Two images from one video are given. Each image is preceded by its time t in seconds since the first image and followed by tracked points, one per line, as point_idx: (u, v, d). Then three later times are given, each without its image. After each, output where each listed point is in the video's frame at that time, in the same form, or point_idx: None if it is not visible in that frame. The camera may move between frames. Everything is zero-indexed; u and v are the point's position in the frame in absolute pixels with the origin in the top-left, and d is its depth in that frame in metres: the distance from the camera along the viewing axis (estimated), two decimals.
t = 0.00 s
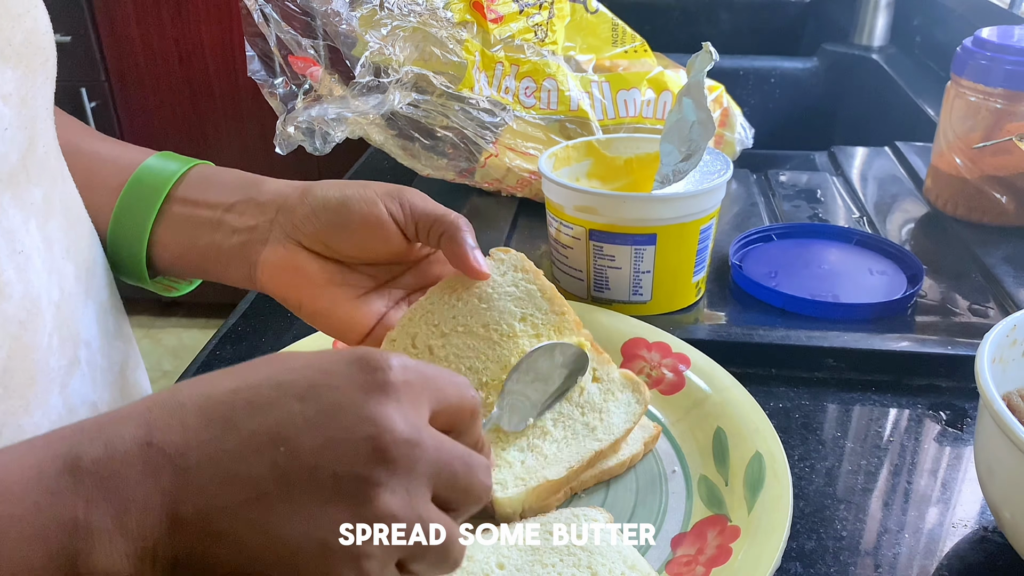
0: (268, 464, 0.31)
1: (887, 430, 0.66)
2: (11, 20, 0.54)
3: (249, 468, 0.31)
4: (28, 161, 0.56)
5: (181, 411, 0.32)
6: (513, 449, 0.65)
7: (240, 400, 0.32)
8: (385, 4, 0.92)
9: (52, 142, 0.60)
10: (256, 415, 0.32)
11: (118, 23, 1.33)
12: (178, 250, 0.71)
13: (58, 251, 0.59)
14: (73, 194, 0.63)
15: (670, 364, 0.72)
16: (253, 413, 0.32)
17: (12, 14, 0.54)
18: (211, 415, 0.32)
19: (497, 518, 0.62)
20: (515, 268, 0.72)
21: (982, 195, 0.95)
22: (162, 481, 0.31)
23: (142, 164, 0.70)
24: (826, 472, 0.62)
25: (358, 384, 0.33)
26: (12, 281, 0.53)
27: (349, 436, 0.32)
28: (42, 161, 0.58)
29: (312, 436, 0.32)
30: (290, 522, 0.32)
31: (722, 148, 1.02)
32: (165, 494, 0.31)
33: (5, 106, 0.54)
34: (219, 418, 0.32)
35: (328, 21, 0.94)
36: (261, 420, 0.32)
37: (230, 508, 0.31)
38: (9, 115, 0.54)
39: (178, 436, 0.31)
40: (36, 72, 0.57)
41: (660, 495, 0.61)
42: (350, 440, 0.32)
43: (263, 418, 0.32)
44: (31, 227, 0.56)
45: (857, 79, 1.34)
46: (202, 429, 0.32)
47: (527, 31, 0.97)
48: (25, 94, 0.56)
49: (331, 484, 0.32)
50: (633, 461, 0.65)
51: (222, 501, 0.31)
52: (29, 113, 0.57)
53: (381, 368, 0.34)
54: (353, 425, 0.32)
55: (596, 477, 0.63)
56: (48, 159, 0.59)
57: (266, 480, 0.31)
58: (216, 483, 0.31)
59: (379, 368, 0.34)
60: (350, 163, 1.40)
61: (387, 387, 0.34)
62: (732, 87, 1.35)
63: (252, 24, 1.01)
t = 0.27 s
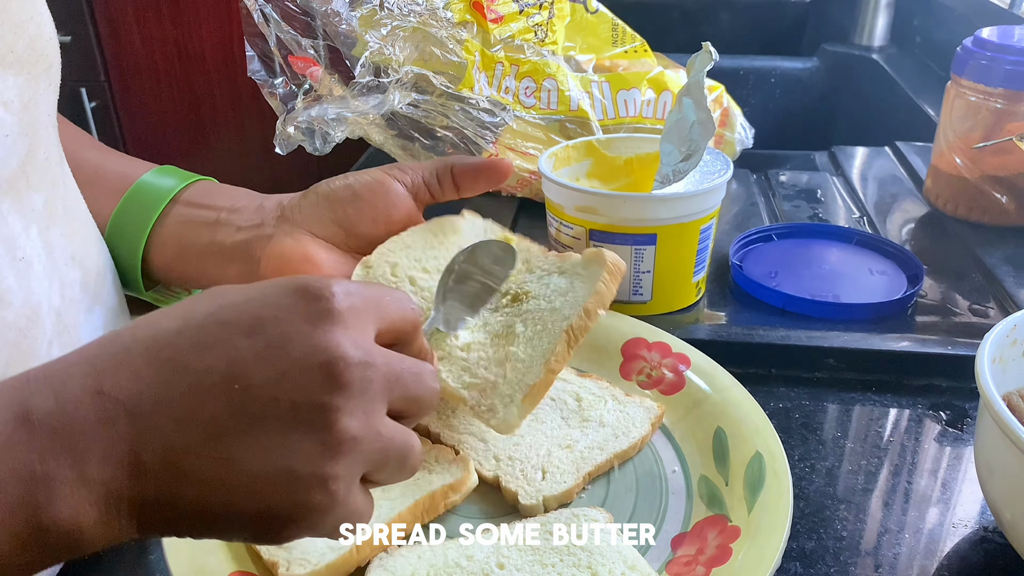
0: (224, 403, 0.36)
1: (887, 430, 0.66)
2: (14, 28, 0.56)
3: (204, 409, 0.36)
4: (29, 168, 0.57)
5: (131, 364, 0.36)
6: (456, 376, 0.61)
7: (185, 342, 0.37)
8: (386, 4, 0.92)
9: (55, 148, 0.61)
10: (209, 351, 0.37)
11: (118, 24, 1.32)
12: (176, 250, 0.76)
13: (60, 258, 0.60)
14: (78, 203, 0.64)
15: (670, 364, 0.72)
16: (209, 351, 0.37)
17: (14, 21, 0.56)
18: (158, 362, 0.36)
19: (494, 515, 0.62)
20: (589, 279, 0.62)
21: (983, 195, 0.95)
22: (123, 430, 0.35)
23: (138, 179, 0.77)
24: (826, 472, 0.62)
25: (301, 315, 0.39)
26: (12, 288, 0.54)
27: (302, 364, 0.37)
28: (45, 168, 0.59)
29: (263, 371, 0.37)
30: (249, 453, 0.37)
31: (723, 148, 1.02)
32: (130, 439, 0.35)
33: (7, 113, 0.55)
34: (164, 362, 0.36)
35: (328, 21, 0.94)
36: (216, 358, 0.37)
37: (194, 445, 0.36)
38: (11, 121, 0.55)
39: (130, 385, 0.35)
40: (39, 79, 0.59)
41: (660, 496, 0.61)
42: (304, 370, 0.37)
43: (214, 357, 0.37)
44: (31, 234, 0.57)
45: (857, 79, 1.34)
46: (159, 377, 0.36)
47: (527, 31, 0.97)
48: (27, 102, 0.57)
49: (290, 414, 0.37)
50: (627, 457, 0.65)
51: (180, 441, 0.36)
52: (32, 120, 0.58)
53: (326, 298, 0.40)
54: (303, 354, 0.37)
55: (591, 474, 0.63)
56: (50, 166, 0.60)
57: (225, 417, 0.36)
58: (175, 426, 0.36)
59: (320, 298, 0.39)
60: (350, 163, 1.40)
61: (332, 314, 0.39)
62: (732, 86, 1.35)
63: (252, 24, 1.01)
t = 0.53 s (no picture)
0: (303, 397, 0.31)
1: (887, 430, 0.66)
2: (12, 26, 0.56)
3: (277, 402, 0.31)
4: (29, 168, 0.57)
5: (199, 351, 0.32)
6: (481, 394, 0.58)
7: (257, 335, 0.32)
8: (385, 4, 0.92)
9: (54, 147, 0.61)
10: (285, 343, 0.32)
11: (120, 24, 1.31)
12: (191, 241, 0.76)
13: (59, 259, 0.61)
14: (78, 201, 0.64)
15: (670, 364, 0.72)
16: (278, 348, 0.31)
17: (13, 19, 0.56)
18: (233, 354, 0.31)
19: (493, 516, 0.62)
20: (649, 339, 0.58)
21: (983, 194, 0.95)
22: (190, 428, 0.30)
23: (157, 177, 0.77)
24: (826, 472, 0.62)
25: (386, 306, 0.33)
26: (11, 289, 0.54)
27: (385, 358, 0.32)
28: (46, 167, 0.59)
29: (344, 363, 0.31)
30: (332, 454, 0.31)
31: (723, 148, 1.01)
32: (195, 439, 0.30)
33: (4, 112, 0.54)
34: (242, 358, 0.31)
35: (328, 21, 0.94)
36: (291, 348, 0.31)
37: (263, 446, 0.30)
38: (9, 121, 0.55)
39: (202, 378, 0.31)
40: (37, 78, 0.58)
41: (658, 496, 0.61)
42: (387, 363, 0.32)
43: (291, 347, 0.31)
44: (33, 234, 0.57)
45: (857, 79, 1.34)
46: (234, 371, 0.31)
47: (527, 31, 0.97)
48: (25, 101, 0.57)
49: (373, 415, 0.31)
50: (627, 457, 0.65)
51: (255, 440, 0.30)
52: (30, 119, 0.58)
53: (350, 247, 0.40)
54: (386, 350, 0.32)
55: (590, 474, 0.63)
56: (51, 165, 0.60)
57: (303, 418, 0.31)
58: (246, 422, 0.30)
59: (409, 288, 0.34)
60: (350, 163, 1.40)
61: (420, 306, 0.33)
62: (732, 86, 1.35)
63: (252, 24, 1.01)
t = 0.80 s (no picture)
0: (297, 338, 0.30)
1: (888, 431, 0.66)
2: (14, 24, 0.55)
3: (274, 344, 0.30)
4: (34, 169, 0.57)
5: (178, 295, 0.31)
6: (507, 404, 0.65)
7: (247, 278, 0.31)
8: (385, 4, 0.92)
9: (57, 147, 0.61)
10: (273, 288, 0.31)
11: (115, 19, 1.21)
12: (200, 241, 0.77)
13: (64, 261, 0.60)
14: (81, 202, 0.64)
15: (670, 364, 0.72)
16: (265, 288, 0.31)
17: (15, 18, 0.55)
18: (222, 297, 0.31)
19: (494, 516, 0.62)
20: (651, 331, 0.70)
21: (983, 195, 0.95)
22: (179, 373, 0.29)
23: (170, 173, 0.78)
24: (826, 472, 0.62)
25: (363, 247, 0.34)
26: (14, 292, 0.53)
27: (374, 294, 0.32)
28: (50, 167, 0.59)
29: (332, 303, 0.32)
30: (324, 390, 0.31)
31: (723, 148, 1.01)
32: (187, 385, 0.29)
33: (4, 112, 0.54)
34: (228, 302, 0.30)
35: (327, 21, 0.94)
36: (281, 296, 0.31)
37: (259, 387, 0.30)
38: (8, 121, 0.54)
39: (185, 324, 0.30)
40: (39, 77, 0.58)
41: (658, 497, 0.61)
42: (375, 301, 0.32)
43: (283, 294, 0.31)
44: (37, 236, 0.57)
45: (857, 78, 1.34)
46: (225, 314, 0.30)
47: (527, 31, 0.97)
48: (26, 100, 0.57)
49: (367, 348, 0.31)
50: (627, 457, 0.65)
51: (248, 381, 0.30)
52: (32, 118, 0.57)
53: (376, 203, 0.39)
54: (372, 288, 0.33)
55: (591, 474, 0.63)
56: (55, 166, 0.60)
57: (299, 357, 0.30)
58: (241, 368, 0.30)
59: (384, 231, 0.35)
60: (350, 163, 1.40)
61: (396, 248, 0.35)
62: (732, 86, 1.35)
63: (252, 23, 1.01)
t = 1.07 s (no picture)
0: (334, 273, 0.33)
1: (888, 431, 0.66)
2: (15, 24, 0.55)
3: (313, 277, 0.33)
4: (36, 171, 0.57)
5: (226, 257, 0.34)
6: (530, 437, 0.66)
7: (283, 237, 0.35)
8: (384, 4, 0.92)
9: (61, 149, 0.61)
10: (312, 236, 0.35)
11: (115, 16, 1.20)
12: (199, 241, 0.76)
13: (66, 264, 0.60)
14: (84, 204, 0.64)
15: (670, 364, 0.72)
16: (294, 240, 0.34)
17: (17, 17, 0.55)
18: (258, 254, 0.34)
19: (493, 517, 0.62)
20: (666, 340, 0.71)
21: (984, 195, 0.95)
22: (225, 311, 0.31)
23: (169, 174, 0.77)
24: (826, 472, 0.62)
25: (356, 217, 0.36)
26: (16, 295, 0.54)
27: (399, 229, 0.36)
28: (53, 169, 0.59)
29: (365, 241, 0.35)
30: (363, 313, 0.33)
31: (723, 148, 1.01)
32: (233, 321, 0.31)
33: (5, 114, 0.54)
34: (264, 252, 0.34)
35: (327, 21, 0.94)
36: (319, 239, 0.34)
37: (301, 315, 0.32)
38: (9, 123, 0.54)
39: (226, 271, 0.33)
40: (41, 77, 0.58)
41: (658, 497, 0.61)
42: (403, 233, 0.36)
43: (318, 240, 0.34)
44: (40, 239, 0.57)
45: (858, 79, 1.34)
46: (261, 258, 0.33)
47: (527, 30, 0.97)
48: (28, 101, 0.56)
49: (402, 274, 0.34)
50: (627, 458, 0.65)
51: (288, 313, 0.32)
52: (34, 119, 0.57)
53: (412, 186, 0.39)
54: (400, 225, 0.36)
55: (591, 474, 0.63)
56: (59, 167, 0.60)
57: (336, 286, 0.33)
58: (283, 301, 0.32)
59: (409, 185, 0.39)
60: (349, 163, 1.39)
61: (418, 196, 0.38)
62: (733, 86, 1.35)
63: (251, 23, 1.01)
